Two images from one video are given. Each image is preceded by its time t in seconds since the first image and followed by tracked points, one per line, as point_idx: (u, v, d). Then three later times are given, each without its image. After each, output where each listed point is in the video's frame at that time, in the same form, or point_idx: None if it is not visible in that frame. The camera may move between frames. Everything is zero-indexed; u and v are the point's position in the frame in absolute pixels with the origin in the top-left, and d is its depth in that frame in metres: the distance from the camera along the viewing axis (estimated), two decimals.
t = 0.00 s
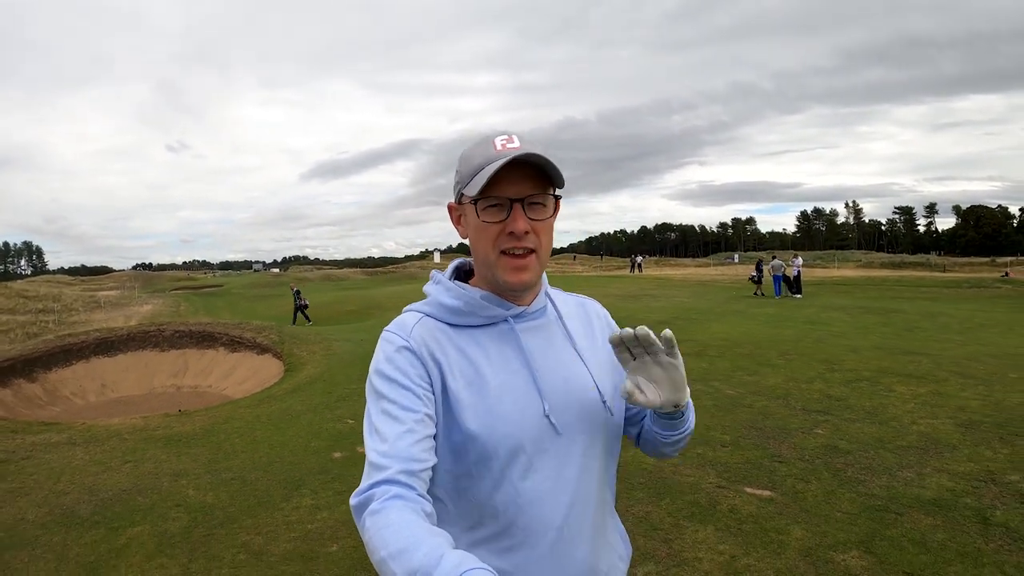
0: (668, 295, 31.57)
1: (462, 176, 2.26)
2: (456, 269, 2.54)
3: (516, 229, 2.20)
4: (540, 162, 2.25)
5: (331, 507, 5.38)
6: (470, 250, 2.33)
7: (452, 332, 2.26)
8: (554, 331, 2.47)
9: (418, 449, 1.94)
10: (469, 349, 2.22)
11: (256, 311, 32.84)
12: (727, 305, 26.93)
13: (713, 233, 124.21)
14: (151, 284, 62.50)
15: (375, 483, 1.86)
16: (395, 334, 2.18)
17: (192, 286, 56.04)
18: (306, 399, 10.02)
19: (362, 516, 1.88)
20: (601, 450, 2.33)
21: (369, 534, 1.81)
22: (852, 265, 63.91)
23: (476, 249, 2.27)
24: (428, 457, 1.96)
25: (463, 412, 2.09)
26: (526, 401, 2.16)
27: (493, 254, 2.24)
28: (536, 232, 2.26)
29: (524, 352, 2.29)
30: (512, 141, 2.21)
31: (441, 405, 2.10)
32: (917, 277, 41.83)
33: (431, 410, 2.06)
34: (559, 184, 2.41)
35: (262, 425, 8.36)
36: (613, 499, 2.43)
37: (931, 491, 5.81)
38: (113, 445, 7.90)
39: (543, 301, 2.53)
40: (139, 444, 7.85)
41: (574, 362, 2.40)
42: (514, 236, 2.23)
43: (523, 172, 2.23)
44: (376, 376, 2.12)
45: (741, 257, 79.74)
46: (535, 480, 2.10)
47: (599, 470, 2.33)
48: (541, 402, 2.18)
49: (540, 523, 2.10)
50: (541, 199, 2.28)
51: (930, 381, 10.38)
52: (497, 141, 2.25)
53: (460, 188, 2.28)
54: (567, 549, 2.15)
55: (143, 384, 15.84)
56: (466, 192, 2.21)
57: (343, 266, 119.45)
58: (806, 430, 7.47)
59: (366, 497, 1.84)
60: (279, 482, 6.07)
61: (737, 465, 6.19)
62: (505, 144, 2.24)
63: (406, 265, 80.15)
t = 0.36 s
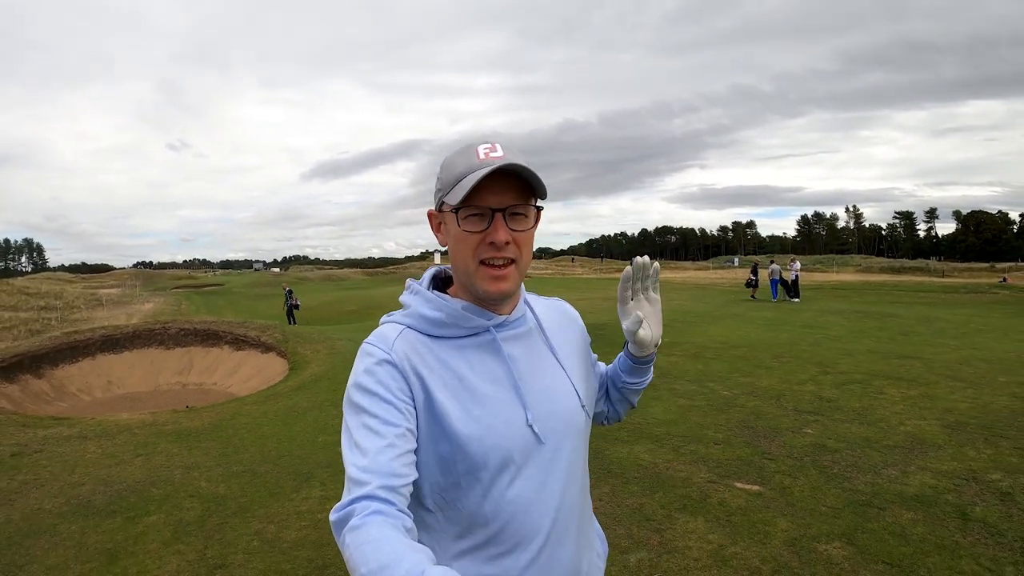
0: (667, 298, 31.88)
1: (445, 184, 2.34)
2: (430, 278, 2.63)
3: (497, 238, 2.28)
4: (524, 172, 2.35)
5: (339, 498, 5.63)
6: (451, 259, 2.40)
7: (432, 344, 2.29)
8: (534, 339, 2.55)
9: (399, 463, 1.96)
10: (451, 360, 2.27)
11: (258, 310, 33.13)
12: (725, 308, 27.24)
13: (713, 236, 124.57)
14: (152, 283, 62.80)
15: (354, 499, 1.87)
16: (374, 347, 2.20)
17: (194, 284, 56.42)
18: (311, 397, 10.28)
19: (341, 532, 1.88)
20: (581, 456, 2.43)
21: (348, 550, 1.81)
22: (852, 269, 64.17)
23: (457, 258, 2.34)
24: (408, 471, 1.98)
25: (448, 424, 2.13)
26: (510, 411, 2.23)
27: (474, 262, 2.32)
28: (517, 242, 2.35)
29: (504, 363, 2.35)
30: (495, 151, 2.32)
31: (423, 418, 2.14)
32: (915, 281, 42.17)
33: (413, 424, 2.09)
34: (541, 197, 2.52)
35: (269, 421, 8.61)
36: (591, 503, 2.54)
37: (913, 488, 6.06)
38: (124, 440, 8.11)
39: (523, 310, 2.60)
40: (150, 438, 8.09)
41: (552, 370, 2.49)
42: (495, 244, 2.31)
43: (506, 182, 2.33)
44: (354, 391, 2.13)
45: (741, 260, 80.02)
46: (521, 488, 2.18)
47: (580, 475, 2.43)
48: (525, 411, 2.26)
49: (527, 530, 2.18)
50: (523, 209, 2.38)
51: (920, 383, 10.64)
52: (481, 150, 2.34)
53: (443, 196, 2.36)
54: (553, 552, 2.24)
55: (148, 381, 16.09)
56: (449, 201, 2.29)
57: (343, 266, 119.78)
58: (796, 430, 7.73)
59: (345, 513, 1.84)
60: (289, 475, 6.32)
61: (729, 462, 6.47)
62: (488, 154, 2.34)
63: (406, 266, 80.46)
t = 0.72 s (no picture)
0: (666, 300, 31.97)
1: (449, 187, 2.42)
2: (429, 278, 2.70)
3: (499, 244, 2.36)
4: (528, 180, 2.44)
5: (340, 494, 5.73)
6: (452, 261, 2.47)
7: (434, 341, 2.38)
8: (530, 336, 2.63)
9: (404, 457, 2.04)
10: (453, 357, 2.35)
11: (257, 309, 33.17)
12: (724, 310, 27.34)
13: (712, 238, 124.67)
14: (152, 282, 62.87)
15: (362, 492, 1.96)
16: (379, 345, 2.28)
17: (193, 283, 56.43)
18: (311, 395, 10.38)
19: (350, 524, 1.96)
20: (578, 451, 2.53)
21: (357, 542, 1.89)
22: (851, 273, 64.22)
23: (460, 261, 2.43)
24: (413, 465, 2.06)
25: (450, 419, 2.22)
26: (509, 407, 2.31)
27: (475, 266, 2.40)
28: (518, 248, 2.43)
29: (505, 360, 2.44)
30: (501, 157, 2.40)
31: (427, 414, 2.23)
32: (914, 285, 42.24)
33: (417, 420, 2.17)
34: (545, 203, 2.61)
35: (271, 419, 8.69)
36: (590, 494, 2.63)
37: (905, 487, 6.16)
38: (127, 436, 8.20)
39: (521, 309, 2.67)
40: (152, 435, 8.17)
41: (549, 366, 2.58)
42: (497, 249, 2.39)
43: (511, 188, 2.41)
44: (359, 388, 2.21)
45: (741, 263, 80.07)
46: (523, 480, 2.27)
47: (579, 467, 2.53)
48: (523, 408, 2.35)
49: (530, 520, 2.27)
50: (526, 216, 2.46)
51: (915, 385, 10.74)
52: (486, 155, 2.42)
53: (446, 198, 2.43)
54: (555, 542, 2.34)
55: (149, 379, 16.16)
56: (453, 204, 2.37)
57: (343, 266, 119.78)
58: (791, 430, 7.83)
59: (353, 506, 1.92)
60: (290, 471, 6.41)
61: (724, 460, 6.57)
62: (494, 159, 2.42)
63: (406, 267, 80.48)
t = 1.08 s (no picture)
0: (665, 304, 31.97)
1: (447, 186, 2.42)
2: (434, 276, 2.73)
3: (503, 241, 2.38)
4: (525, 175, 2.45)
5: (336, 495, 5.72)
6: (455, 262, 2.48)
7: (437, 339, 2.38)
8: (534, 335, 2.63)
9: (409, 454, 2.04)
10: (455, 356, 2.36)
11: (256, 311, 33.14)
12: (723, 314, 27.33)
13: (712, 242, 124.79)
14: (151, 283, 62.77)
15: (368, 490, 1.96)
16: (382, 344, 2.28)
17: (191, 284, 56.31)
18: (309, 397, 10.37)
19: (356, 522, 1.96)
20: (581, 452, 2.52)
21: (364, 539, 1.89)
22: (850, 277, 64.26)
23: (464, 261, 2.43)
24: (418, 462, 2.06)
25: (453, 418, 2.22)
26: (510, 406, 2.32)
27: (480, 264, 2.41)
28: (521, 243, 2.45)
29: (507, 359, 2.44)
30: (496, 153, 2.41)
31: (429, 413, 2.23)
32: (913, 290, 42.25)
33: (420, 418, 2.18)
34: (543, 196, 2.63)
35: (269, 420, 8.69)
36: (592, 495, 2.63)
37: (903, 492, 6.15)
38: (124, 436, 8.18)
39: (524, 307, 2.67)
40: (149, 435, 8.15)
41: (551, 365, 2.58)
42: (501, 246, 2.41)
43: (510, 184, 2.42)
44: (363, 387, 2.21)
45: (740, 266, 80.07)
46: (525, 480, 2.27)
47: (581, 468, 2.53)
48: (525, 408, 2.35)
49: (533, 520, 2.27)
50: (526, 211, 2.48)
51: (913, 390, 10.75)
52: (482, 152, 2.43)
53: (445, 199, 2.43)
54: (558, 543, 2.33)
55: (147, 380, 16.13)
56: (453, 205, 2.37)
57: (343, 268, 119.93)
58: (789, 434, 7.83)
59: (359, 504, 1.92)
60: (287, 472, 6.40)
61: (721, 464, 6.56)
62: (490, 156, 2.43)
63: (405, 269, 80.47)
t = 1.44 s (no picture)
0: (662, 304, 32.00)
1: (504, 186, 2.34)
2: (435, 277, 2.71)
3: (547, 253, 2.40)
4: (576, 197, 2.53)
5: (332, 496, 5.71)
6: (488, 258, 2.39)
7: (438, 338, 2.37)
8: (536, 336, 2.62)
9: (408, 452, 2.02)
10: (456, 356, 2.34)
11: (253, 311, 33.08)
12: (720, 315, 27.35)
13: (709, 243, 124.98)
14: (146, 283, 62.55)
15: (366, 487, 1.94)
16: (383, 342, 2.27)
17: (187, 284, 56.14)
18: (305, 397, 10.34)
19: (354, 519, 1.94)
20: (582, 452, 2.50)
21: (362, 536, 1.87)
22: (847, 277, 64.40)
23: (501, 260, 2.37)
24: (417, 461, 2.04)
25: (453, 417, 2.21)
26: (512, 406, 2.30)
27: (518, 269, 2.37)
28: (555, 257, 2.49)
29: (508, 358, 2.43)
30: (557, 172, 2.46)
31: (430, 411, 2.21)
32: (910, 291, 42.35)
33: (420, 416, 2.16)
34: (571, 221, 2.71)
35: (265, 421, 8.67)
36: (593, 495, 2.62)
37: (899, 493, 6.15)
38: (120, 437, 8.14)
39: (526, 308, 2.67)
40: (145, 436, 8.11)
41: (552, 365, 2.56)
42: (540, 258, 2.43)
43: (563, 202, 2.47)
44: (363, 385, 2.19)
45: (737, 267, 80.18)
46: (526, 479, 2.25)
47: (583, 467, 2.51)
48: (526, 407, 2.33)
49: (534, 520, 2.25)
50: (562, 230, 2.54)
51: (909, 390, 10.77)
52: (543, 166, 2.45)
53: (499, 195, 2.35)
54: (559, 543, 2.31)
55: (143, 381, 16.06)
56: (513, 205, 2.32)
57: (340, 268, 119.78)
58: (785, 434, 7.84)
59: (358, 501, 1.90)
60: (282, 473, 6.37)
61: (716, 465, 6.56)
62: (550, 171, 2.47)
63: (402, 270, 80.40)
